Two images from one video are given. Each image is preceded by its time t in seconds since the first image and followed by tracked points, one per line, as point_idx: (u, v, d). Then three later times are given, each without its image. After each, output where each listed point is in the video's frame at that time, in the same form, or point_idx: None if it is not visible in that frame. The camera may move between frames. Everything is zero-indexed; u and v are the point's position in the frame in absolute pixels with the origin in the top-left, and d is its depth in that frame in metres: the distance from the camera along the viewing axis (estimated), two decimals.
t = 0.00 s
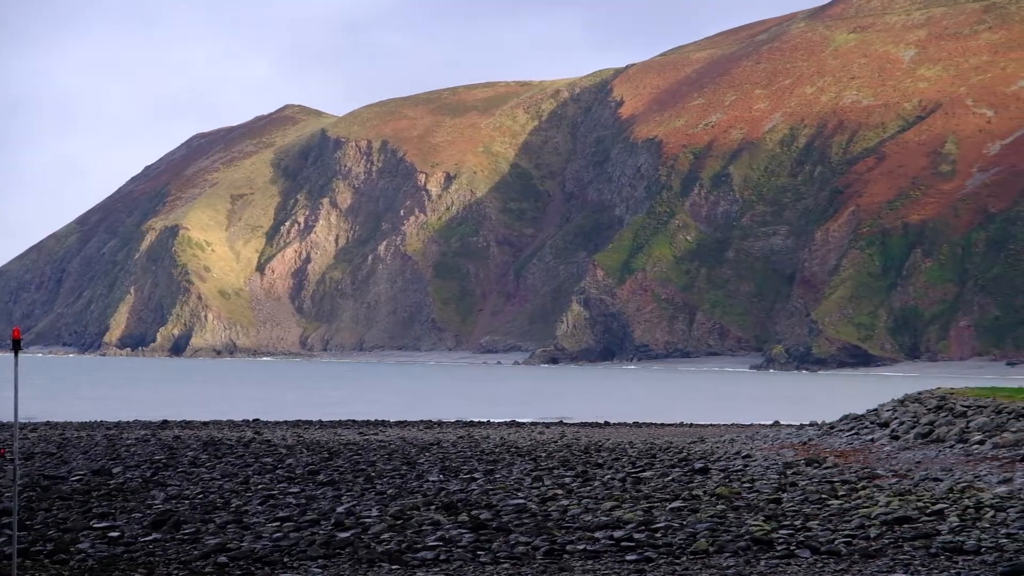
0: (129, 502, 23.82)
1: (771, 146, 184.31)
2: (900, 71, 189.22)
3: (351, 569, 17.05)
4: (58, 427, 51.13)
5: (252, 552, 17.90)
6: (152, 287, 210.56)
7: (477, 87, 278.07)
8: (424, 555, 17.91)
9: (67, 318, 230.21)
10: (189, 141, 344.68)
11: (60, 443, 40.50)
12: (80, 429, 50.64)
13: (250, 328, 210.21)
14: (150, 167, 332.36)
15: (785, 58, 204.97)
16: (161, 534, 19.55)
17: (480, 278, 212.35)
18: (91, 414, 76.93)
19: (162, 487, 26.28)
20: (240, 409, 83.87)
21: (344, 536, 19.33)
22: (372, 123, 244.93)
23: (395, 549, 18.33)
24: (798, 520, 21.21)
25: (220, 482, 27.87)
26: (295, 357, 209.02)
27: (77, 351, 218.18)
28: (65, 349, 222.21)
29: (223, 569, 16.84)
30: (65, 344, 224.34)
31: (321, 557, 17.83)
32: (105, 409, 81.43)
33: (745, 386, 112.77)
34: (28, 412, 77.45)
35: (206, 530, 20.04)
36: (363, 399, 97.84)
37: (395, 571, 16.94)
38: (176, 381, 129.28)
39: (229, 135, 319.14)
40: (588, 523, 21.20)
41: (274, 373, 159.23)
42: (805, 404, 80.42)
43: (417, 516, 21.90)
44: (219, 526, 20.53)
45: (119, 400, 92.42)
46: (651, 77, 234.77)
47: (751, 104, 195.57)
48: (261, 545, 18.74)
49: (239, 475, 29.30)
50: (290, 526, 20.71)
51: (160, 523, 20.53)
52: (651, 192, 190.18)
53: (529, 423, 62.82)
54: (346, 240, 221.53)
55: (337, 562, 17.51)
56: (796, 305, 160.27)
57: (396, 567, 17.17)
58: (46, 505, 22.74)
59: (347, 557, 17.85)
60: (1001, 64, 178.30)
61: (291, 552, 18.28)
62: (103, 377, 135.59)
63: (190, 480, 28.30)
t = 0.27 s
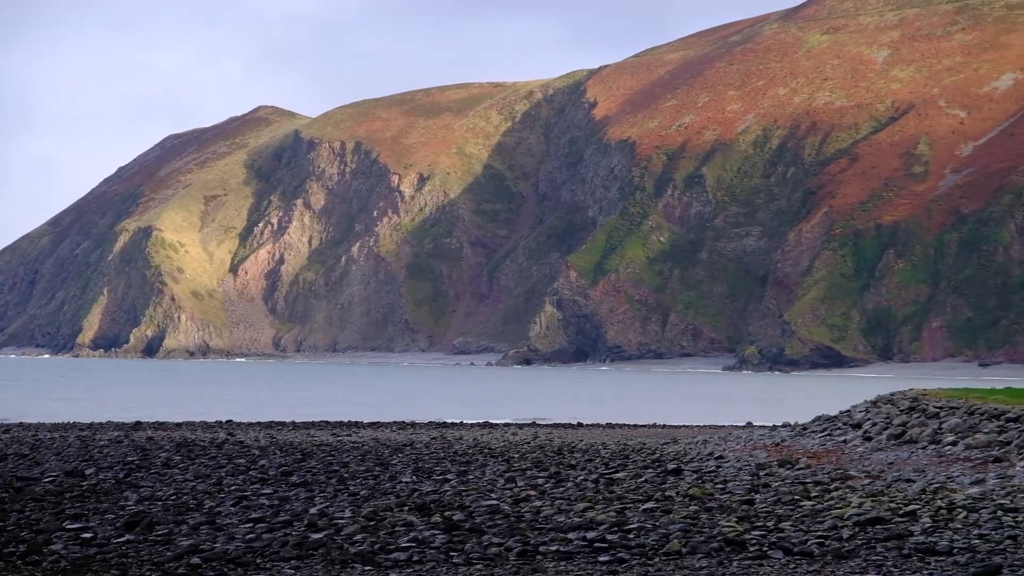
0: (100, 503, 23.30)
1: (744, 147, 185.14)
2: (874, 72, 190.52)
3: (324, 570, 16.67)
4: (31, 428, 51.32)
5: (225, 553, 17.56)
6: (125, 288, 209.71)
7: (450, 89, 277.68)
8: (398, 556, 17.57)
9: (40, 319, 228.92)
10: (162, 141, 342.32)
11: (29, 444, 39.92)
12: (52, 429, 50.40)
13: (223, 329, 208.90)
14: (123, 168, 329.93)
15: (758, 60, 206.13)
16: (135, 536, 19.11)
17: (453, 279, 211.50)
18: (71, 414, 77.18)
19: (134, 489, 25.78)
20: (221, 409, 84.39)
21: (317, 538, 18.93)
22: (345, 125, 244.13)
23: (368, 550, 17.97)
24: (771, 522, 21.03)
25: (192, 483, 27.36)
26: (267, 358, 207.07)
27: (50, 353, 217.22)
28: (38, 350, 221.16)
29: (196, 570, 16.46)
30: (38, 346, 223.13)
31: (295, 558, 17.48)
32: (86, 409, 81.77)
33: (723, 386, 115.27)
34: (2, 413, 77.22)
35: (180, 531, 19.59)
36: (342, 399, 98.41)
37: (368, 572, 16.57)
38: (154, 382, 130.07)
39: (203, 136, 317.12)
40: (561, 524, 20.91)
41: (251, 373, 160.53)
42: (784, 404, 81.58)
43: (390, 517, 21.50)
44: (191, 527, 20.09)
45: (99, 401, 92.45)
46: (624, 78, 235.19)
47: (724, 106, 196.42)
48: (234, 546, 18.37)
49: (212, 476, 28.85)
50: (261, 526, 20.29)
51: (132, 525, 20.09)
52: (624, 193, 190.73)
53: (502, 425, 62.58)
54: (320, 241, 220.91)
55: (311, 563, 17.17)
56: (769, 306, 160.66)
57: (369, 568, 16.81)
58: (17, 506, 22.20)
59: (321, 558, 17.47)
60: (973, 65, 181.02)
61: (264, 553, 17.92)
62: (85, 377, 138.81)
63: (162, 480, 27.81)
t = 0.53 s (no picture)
0: (78, 504, 22.92)
1: (722, 148, 185.73)
2: (852, 73, 192.22)
3: (302, 572, 16.43)
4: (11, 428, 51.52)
5: (204, 554, 17.34)
6: (103, 289, 208.91)
7: (428, 90, 277.04)
8: (376, 557, 17.32)
9: (19, 320, 227.67)
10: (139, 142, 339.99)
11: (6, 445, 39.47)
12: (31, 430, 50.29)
13: (202, 329, 207.59)
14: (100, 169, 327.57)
15: (736, 61, 207.07)
16: (114, 537, 18.80)
17: (432, 280, 210.98)
18: (56, 414, 77.21)
19: (113, 490, 25.41)
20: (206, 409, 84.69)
21: (295, 539, 18.67)
22: (324, 125, 242.94)
23: (347, 551, 17.73)
24: (750, 522, 20.93)
25: (171, 484, 27.01)
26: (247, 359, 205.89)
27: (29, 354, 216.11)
28: (17, 351, 220.04)
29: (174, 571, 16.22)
30: (17, 347, 221.82)
31: (273, 559, 17.23)
32: (70, 410, 81.79)
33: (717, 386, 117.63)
34: None
35: (159, 532, 19.32)
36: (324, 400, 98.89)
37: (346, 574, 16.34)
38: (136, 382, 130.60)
39: (180, 137, 315.09)
40: (540, 524, 20.71)
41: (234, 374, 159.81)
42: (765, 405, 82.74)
43: (369, 518, 21.25)
44: (171, 529, 19.78)
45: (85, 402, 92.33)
46: (603, 79, 235.51)
47: (703, 107, 197.06)
48: (213, 547, 18.12)
49: (191, 477, 28.50)
50: (240, 527, 20.00)
51: (112, 525, 19.78)
52: (603, 194, 191.04)
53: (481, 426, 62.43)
54: (299, 242, 220.35)
55: (290, 564, 16.92)
56: (748, 307, 160.79)
57: (348, 570, 16.56)
58: None
59: (300, 559, 17.23)
60: (951, 66, 183.10)
61: (243, 554, 17.68)
62: (78, 376, 140.48)
63: (141, 481, 27.46)
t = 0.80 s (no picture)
0: (53, 505, 22.51)
1: (699, 150, 186.28)
2: (829, 74, 193.36)
3: (278, 573, 16.14)
4: None
5: (181, 554, 17.09)
6: (80, 289, 208.25)
7: (406, 90, 276.24)
8: (353, 558, 17.03)
9: None
10: (116, 143, 337.46)
11: None
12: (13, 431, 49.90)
13: (178, 330, 206.33)
14: (76, 169, 324.83)
15: (714, 63, 207.96)
16: (89, 537, 18.47)
17: (409, 281, 210.31)
18: (41, 414, 77.03)
19: (89, 490, 25.05)
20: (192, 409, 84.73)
21: (272, 539, 18.36)
22: (301, 126, 241.91)
23: (323, 552, 17.45)
24: (728, 523, 20.77)
25: (147, 484, 26.59)
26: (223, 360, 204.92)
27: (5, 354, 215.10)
28: None
29: (149, 572, 15.99)
30: None
31: (249, 560, 16.95)
32: (54, 410, 81.61)
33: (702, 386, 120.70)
34: None
35: (135, 533, 18.99)
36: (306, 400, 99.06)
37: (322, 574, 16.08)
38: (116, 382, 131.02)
39: (157, 137, 312.87)
40: (517, 525, 20.50)
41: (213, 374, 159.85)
42: (749, 405, 83.68)
43: (345, 518, 20.91)
44: (146, 529, 19.43)
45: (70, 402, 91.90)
46: (581, 79, 235.65)
47: (680, 108, 197.70)
48: (190, 547, 17.82)
49: (167, 478, 28.08)
50: (216, 528, 19.63)
51: (87, 526, 19.41)
52: (580, 195, 191.26)
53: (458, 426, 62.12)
54: (276, 243, 219.43)
55: (266, 565, 16.65)
56: (725, 308, 161.15)
57: (323, 570, 16.30)
58: None
59: (276, 560, 16.96)
60: (928, 68, 184.79)
61: (219, 555, 17.38)
62: (63, 376, 140.56)
63: (118, 481, 27.07)
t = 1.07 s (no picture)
0: (33, 505, 22.18)
1: (681, 151, 186.56)
2: (810, 76, 194.67)
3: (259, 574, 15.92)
4: None
5: (162, 555, 16.85)
6: (61, 290, 207.30)
7: (388, 91, 275.37)
8: (334, 559, 16.82)
9: None
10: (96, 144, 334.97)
11: None
12: None
13: (159, 330, 205.24)
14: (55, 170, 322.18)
15: (695, 64, 208.58)
16: (69, 538, 18.16)
17: (391, 281, 209.60)
18: (35, 414, 77.13)
19: (69, 490, 24.71)
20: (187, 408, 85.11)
21: (253, 540, 18.10)
22: (282, 126, 240.81)
23: (304, 552, 17.22)
24: (710, 523, 20.66)
25: (127, 485, 26.26)
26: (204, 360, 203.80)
27: None
28: None
29: (130, 573, 15.74)
30: None
31: (230, 561, 16.72)
32: (48, 409, 81.77)
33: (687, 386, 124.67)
34: None
35: (115, 533, 18.69)
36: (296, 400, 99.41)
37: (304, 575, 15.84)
38: (98, 382, 130.77)
39: (138, 137, 310.78)
40: (499, 526, 20.30)
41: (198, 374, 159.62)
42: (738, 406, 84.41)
43: (326, 520, 20.66)
44: (127, 529, 19.14)
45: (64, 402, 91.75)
46: (562, 81, 235.66)
47: (661, 109, 198.13)
48: (171, 548, 17.55)
49: (148, 478, 27.75)
50: (197, 528, 19.36)
51: (67, 526, 19.13)
52: (561, 197, 191.25)
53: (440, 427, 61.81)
54: (257, 243, 218.35)
55: (248, 566, 16.41)
56: (706, 309, 161.37)
57: (305, 571, 16.09)
58: None
59: (257, 561, 16.72)
60: (909, 70, 185.91)
61: (200, 555, 17.15)
62: (51, 376, 140.82)
63: (98, 482, 26.72)
